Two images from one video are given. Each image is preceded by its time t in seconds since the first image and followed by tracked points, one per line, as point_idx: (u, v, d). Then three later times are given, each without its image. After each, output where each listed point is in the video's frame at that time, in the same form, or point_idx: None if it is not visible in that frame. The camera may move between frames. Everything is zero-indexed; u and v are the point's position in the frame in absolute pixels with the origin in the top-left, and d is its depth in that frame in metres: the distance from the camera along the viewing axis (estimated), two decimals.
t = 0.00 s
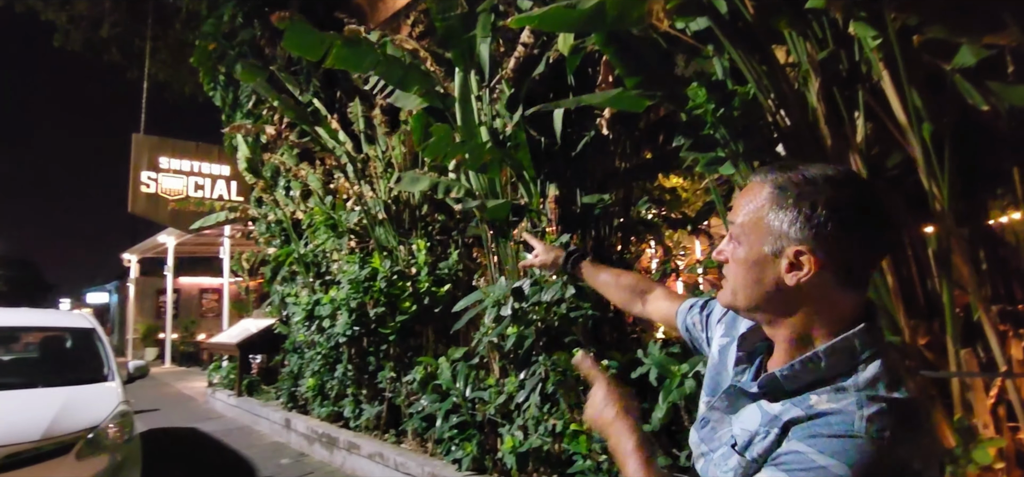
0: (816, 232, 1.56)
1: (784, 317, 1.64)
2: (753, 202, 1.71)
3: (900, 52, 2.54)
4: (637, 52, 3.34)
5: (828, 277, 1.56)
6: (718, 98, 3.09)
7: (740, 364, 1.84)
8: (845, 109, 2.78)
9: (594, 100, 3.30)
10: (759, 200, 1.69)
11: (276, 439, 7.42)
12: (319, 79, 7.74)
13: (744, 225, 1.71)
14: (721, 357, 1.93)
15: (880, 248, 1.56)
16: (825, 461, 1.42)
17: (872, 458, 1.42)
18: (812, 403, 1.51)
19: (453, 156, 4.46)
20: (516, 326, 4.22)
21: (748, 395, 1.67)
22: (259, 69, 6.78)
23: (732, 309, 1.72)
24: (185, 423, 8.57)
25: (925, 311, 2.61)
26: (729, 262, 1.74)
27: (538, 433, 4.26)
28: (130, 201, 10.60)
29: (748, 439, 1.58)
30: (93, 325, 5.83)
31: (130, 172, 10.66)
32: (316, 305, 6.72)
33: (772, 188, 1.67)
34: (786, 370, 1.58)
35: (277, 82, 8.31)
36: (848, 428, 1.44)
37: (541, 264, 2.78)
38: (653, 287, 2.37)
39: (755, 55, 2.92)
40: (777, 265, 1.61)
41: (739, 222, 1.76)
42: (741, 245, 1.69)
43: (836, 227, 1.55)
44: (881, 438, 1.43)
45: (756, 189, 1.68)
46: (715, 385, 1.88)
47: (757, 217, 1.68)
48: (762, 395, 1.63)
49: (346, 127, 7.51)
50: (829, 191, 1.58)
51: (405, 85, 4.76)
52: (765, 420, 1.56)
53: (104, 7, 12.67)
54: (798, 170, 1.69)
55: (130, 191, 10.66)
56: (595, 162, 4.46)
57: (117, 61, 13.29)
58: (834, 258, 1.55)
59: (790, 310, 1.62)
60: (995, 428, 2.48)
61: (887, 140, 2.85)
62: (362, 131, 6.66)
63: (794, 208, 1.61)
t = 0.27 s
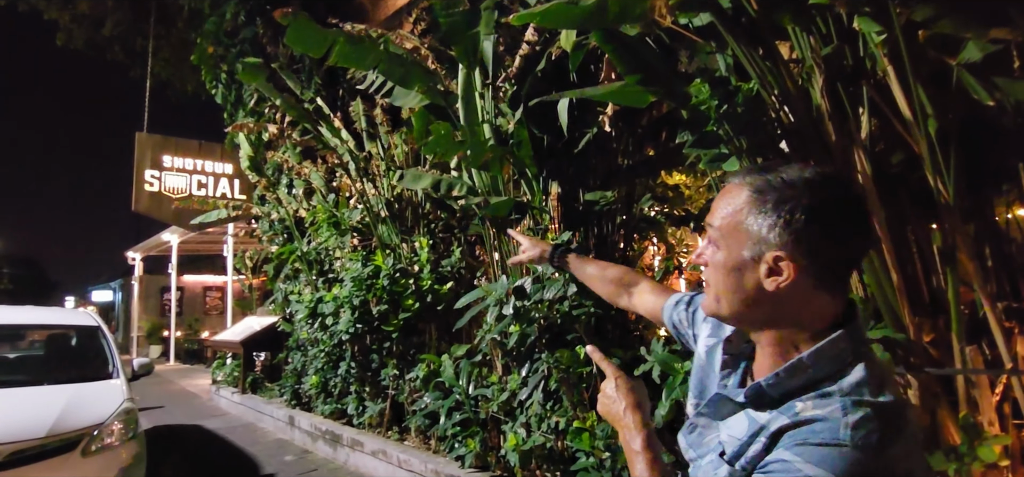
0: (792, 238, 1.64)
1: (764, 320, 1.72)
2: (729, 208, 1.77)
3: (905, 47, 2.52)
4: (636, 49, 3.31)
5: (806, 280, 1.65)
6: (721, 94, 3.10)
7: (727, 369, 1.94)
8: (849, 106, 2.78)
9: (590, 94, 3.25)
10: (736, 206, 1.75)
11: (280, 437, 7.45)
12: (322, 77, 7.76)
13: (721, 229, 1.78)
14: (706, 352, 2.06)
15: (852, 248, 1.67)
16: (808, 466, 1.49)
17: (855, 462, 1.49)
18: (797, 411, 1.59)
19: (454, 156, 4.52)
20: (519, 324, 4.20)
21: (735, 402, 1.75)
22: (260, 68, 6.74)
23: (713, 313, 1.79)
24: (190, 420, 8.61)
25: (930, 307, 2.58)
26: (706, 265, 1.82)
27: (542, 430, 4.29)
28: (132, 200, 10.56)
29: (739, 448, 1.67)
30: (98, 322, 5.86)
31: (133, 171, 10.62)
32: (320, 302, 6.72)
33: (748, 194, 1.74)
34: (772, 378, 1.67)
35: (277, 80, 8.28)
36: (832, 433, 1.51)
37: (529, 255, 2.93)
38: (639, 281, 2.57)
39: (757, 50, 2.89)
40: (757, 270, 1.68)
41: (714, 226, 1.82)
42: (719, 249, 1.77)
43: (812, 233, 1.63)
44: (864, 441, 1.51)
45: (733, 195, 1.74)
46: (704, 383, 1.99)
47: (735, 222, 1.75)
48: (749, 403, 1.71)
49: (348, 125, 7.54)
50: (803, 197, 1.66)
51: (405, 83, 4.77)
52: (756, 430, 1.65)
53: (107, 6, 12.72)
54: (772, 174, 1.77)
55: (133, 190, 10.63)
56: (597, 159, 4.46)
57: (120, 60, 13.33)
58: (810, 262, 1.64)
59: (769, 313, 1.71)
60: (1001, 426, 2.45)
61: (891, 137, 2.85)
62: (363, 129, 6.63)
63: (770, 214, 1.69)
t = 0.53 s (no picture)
0: (781, 235, 1.65)
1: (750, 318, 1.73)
2: (718, 204, 1.77)
3: (909, 44, 2.52)
4: (633, 46, 3.29)
5: (790, 279, 1.65)
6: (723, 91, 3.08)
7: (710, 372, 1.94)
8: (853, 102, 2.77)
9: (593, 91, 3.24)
10: (725, 202, 1.75)
11: (282, 434, 7.46)
12: (323, 75, 7.77)
13: (710, 225, 1.78)
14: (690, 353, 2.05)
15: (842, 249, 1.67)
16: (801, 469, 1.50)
17: (845, 461, 1.50)
18: (785, 412, 1.60)
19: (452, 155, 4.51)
20: (519, 322, 4.20)
21: (722, 404, 1.75)
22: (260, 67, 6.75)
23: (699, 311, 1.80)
24: (192, 417, 8.63)
25: (934, 305, 2.58)
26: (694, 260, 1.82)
27: (543, 428, 4.29)
28: (134, 197, 10.66)
29: (727, 450, 1.67)
30: (100, 319, 5.88)
31: (135, 169, 10.68)
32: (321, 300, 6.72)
33: (737, 191, 1.74)
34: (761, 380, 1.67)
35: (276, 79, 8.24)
36: (821, 434, 1.52)
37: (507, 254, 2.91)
38: (619, 278, 2.57)
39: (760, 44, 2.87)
40: (744, 267, 1.69)
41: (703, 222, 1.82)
42: (707, 245, 1.77)
43: (799, 232, 1.63)
44: (853, 440, 1.52)
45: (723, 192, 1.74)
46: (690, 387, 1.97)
47: (723, 218, 1.75)
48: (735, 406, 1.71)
49: (349, 122, 7.53)
50: (792, 195, 1.66)
51: (406, 80, 4.77)
52: (744, 433, 1.65)
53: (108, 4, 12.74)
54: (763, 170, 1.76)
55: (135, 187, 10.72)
56: (599, 158, 4.50)
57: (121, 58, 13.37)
58: (797, 260, 1.64)
59: (756, 312, 1.71)
60: (1004, 424, 2.45)
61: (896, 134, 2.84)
62: (364, 127, 6.62)
63: (759, 210, 1.69)
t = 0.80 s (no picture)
0: (788, 224, 1.67)
1: (760, 311, 1.70)
2: (725, 196, 1.74)
3: (913, 40, 2.50)
4: (637, 41, 3.26)
5: (793, 268, 1.67)
6: (727, 88, 3.10)
7: (696, 372, 1.90)
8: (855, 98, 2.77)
9: (597, 88, 3.31)
10: (734, 193, 1.73)
11: (284, 431, 7.47)
12: (324, 72, 7.78)
13: (719, 217, 1.74)
14: (669, 349, 2.06)
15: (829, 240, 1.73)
16: (804, 461, 1.48)
17: (842, 446, 1.47)
18: (779, 404, 1.58)
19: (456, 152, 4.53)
20: (521, 319, 4.23)
21: (712, 406, 1.72)
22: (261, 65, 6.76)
23: (714, 307, 1.72)
24: (194, 414, 8.65)
25: (936, 303, 2.57)
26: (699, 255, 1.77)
27: (544, 425, 4.28)
28: (137, 194, 10.70)
29: (726, 447, 1.65)
30: (102, 316, 5.89)
31: (138, 166, 10.75)
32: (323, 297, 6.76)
33: (746, 181, 1.72)
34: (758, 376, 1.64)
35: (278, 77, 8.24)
36: (817, 423, 1.49)
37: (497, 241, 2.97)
38: (602, 274, 2.60)
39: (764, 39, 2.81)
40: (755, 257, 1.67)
41: (707, 215, 1.78)
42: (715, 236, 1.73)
43: (802, 220, 1.68)
44: (851, 424, 1.49)
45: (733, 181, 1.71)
46: (672, 381, 1.96)
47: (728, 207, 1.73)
48: (729, 407, 1.68)
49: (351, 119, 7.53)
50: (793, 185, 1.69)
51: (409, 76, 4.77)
52: (742, 430, 1.63)
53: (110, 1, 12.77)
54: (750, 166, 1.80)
55: (138, 184, 10.77)
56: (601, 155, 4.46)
57: (124, 55, 13.40)
58: (802, 248, 1.67)
59: (763, 304, 1.69)
60: (1006, 422, 2.44)
61: (899, 130, 2.82)
62: (364, 125, 6.66)
63: (769, 200, 1.69)
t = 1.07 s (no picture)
0: (795, 222, 1.73)
1: (771, 308, 1.74)
2: (737, 195, 1.75)
3: (919, 37, 2.49)
4: (640, 38, 3.23)
5: (797, 261, 1.73)
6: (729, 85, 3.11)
7: (685, 365, 1.92)
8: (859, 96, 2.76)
9: (602, 85, 3.26)
10: (748, 192, 1.74)
11: (288, 427, 7.49)
12: (326, 69, 7.79)
13: (734, 217, 1.74)
14: (656, 346, 2.09)
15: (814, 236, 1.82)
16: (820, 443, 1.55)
17: (852, 424, 1.56)
18: (789, 391, 1.63)
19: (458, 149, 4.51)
20: (523, 315, 4.23)
21: (718, 400, 1.74)
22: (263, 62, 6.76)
23: (737, 307, 1.73)
24: (198, 411, 8.67)
25: (940, 301, 2.57)
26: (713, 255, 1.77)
27: (547, 422, 4.28)
28: (139, 192, 10.71)
29: (737, 438, 1.69)
30: (106, 313, 5.91)
31: (141, 164, 10.77)
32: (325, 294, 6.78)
33: (757, 180, 1.75)
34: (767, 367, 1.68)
35: (281, 75, 8.24)
36: (829, 406, 1.56)
37: (485, 248, 3.05)
38: (584, 277, 2.66)
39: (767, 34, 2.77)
40: (770, 253, 1.70)
41: (716, 214, 1.78)
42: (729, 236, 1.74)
43: (804, 217, 1.75)
44: (859, 405, 1.57)
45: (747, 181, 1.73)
46: (663, 377, 2.01)
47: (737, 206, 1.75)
48: (739, 399, 1.71)
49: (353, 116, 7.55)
50: (794, 185, 1.75)
51: (412, 73, 4.78)
52: (753, 420, 1.67)
53: None
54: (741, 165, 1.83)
55: (140, 182, 10.78)
56: (603, 151, 4.43)
57: (126, 53, 13.42)
58: (806, 245, 1.75)
59: (774, 301, 1.73)
60: (1010, 419, 2.44)
61: (903, 128, 2.82)
62: (365, 122, 6.75)
63: (780, 200, 1.73)
